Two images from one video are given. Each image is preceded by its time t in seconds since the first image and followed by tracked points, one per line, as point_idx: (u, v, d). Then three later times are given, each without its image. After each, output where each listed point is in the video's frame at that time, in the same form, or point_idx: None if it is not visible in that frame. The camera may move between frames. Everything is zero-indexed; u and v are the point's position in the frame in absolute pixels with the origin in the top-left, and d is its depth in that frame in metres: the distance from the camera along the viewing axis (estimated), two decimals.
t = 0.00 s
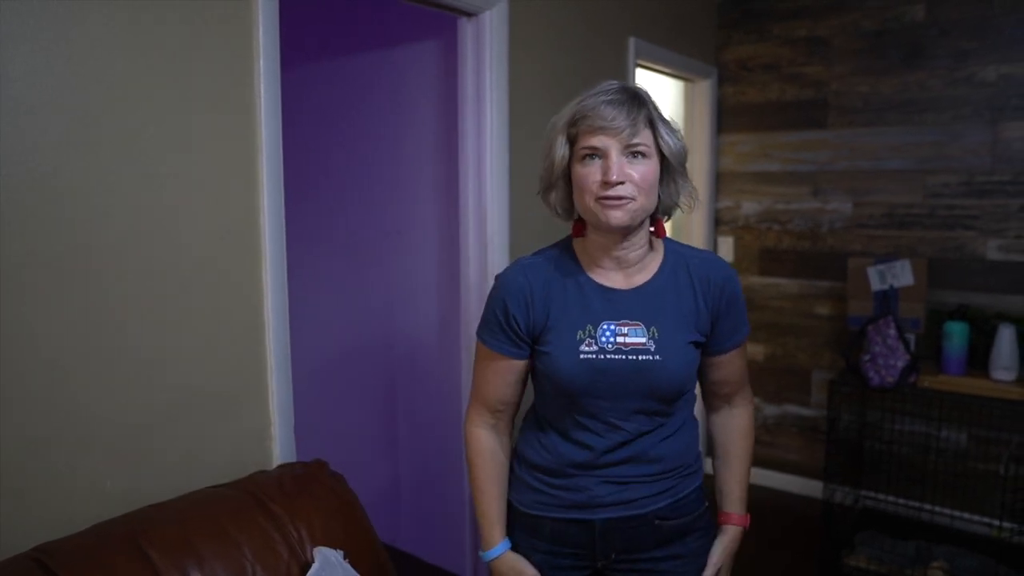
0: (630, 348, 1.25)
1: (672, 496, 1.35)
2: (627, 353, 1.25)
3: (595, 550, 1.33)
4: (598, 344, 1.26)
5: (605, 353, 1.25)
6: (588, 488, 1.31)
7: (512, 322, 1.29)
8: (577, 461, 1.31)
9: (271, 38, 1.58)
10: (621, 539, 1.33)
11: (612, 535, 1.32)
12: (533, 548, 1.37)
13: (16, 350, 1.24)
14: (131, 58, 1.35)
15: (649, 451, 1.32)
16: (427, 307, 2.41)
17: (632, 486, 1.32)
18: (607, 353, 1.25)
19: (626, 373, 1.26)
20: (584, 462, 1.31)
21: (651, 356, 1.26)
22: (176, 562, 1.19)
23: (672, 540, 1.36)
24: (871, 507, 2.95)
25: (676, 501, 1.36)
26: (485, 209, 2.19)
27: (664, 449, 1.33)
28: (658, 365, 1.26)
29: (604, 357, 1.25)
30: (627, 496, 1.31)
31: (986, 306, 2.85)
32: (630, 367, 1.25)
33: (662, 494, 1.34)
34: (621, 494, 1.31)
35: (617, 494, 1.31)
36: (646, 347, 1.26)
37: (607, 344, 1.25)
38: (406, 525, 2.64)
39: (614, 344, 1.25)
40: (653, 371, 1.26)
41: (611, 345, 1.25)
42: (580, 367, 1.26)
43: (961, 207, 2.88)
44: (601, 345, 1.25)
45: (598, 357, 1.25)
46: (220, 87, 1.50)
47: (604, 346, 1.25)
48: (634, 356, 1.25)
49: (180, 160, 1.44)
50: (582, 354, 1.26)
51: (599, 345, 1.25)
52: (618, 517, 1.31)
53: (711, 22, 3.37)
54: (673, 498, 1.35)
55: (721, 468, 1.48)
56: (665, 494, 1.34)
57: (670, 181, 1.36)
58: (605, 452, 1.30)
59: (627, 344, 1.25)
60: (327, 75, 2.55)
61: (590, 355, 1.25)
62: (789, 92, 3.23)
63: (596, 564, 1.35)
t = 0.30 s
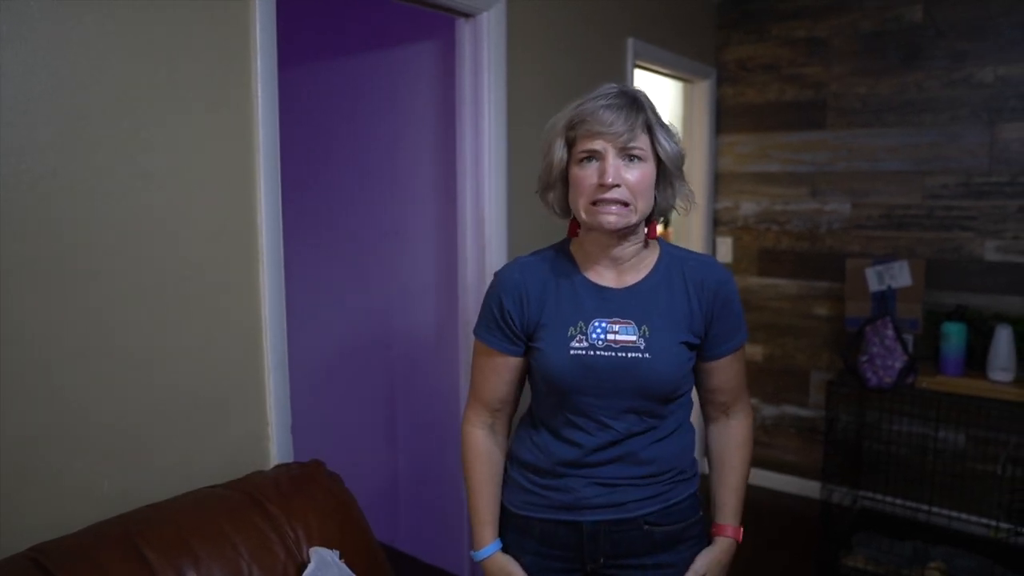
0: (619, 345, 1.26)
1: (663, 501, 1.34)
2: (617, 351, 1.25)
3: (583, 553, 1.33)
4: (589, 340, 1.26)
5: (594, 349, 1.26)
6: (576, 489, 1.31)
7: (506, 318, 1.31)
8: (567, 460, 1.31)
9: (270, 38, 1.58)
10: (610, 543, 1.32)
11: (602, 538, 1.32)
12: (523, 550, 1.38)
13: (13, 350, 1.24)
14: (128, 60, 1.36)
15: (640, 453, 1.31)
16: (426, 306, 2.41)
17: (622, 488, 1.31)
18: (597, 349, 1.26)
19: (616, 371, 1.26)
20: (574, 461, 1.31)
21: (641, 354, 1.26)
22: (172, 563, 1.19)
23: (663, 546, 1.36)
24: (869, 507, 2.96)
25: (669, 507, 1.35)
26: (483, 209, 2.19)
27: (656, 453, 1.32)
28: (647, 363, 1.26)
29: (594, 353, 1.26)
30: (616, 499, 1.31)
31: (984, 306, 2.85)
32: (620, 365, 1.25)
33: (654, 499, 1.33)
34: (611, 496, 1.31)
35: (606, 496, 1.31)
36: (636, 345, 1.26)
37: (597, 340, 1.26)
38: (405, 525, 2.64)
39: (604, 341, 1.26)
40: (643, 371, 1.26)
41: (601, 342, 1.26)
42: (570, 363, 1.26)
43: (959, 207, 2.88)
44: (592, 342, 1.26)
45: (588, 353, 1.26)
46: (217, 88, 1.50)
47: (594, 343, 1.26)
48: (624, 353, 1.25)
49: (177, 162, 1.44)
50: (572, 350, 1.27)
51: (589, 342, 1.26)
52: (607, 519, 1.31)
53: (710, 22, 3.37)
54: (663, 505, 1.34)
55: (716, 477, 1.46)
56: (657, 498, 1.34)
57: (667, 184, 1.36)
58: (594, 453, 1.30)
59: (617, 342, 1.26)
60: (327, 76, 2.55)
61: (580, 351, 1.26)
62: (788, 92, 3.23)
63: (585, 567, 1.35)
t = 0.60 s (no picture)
0: (613, 343, 1.26)
1: (657, 504, 1.34)
2: (611, 348, 1.25)
3: (576, 555, 1.33)
4: (583, 338, 1.27)
5: (588, 347, 1.26)
6: (569, 491, 1.31)
7: (501, 315, 1.32)
8: (562, 459, 1.31)
9: (269, 38, 1.58)
10: (604, 545, 1.32)
11: (596, 539, 1.31)
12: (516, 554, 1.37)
13: (13, 349, 1.24)
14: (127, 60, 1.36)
15: (633, 455, 1.30)
16: (426, 306, 2.41)
17: (615, 490, 1.31)
18: (591, 347, 1.26)
19: (609, 368, 1.25)
20: (569, 460, 1.31)
21: (634, 352, 1.25)
22: (171, 563, 1.19)
23: (658, 550, 1.35)
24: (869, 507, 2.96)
25: (663, 510, 1.34)
26: (483, 209, 2.19)
27: (650, 456, 1.32)
28: (641, 361, 1.25)
29: (587, 351, 1.26)
30: (609, 500, 1.30)
31: (983, 307, 2.85)
32: (614, 362, 1.25)
33: (648, 501, 1.33)
34: (604, 498, 1.30)
35: (599, 497, 1.30)
36: (630, 343, 1.26)
37: (592, 338, 1.26)
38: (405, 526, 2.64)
39: (598, 338, 1.26)
40: (637, 370, 1.25)
41: (595, 339, 1.26)
42: (564, 360, 1.27)
43: (959, 208, 2.88)
44: (586, 339, 1.26)
45: (581, 350, 1.26)
46: (217, 88, 1.50)
47: (588, 340, 1.26)
48: (617, 351, 1.25)
49: (176, 161, 1.44)
50: (567, 347, 1.27)
51: (583, 339, 1.26)
52: (601, 522, 1.31)
53: (710, 22, 3.36)
54: (656, 509, 1.33)
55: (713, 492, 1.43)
56: (651, 501, 1.33)
57: (631, 203, 1.23)
58: (587, 455, 1.30)
59: (611, 340, 1.26)
60: (327, 76, 2.55)
61: (573, 348, 1.26)
62: (787, 93, 3.23)
63: (578, 570, 1.34)
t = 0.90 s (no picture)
0: (567, 368, 1.23)
1: (648, 498, 1.30)
2: (563, 374, 1.22)
3: (569, 545, 1.32)
4: (539, 363, 1.25)
5: (543, 372, 1.24)
6: (559, 483, 1.30)
7: (469, 337, 1.35)
8: (548, 453, 1.32)
9: (270, 38, 1.58)
10: (595, 537, 1.30)
11: (586, 531, 1.30)
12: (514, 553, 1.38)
13: (14, 349, 1.24)
14: (126, 60, 1.35)
15: (612, 457, 1.28)
16: (426, 307, 2.41)
17: (600, 485, 1.29)
18: (546, 373, 1.24)
19: (564, 395, 1.23)
20: (556, 454, 1.30)
21: (586, 378, 1.21)
22: (171, 563, 1.19)
23: (650, 544, 1.31)
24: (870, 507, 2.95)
25: (655, 503, 1.31)
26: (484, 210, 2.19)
27: (635, 453, 1.28)
28: (594, 387, 1.21)
29: (544, 376, 1.24)
30: (597, 493, 1.29)
31: (984, 307, 2.85)
32: (566, 388, 1.23)
33: (639, 494, 1.29)
34: (592, 490, 1.29)
35: (586, 490, 1.29)
36: (582, 368, 1.22)
37: (547, 363, 1.24)
38: (406, 526, 2.64)
39: (553, 364, 1.24)
40: (589, 396, 1.22)
41: (551, 365, 1.24)
42: (523, 384, 1.27)
43: (960, 207, 2.87)
44: (542, 364, 1.25)
45: (538, 375, 1.25)
46: (217, 88, 1.50)
47: (544, 365, 1.24)
48: (570, 377, 1.22)
49: (176, 162, 1.43)
50: (524, 371, 1.26)
51: (539, 364, 1.25)
52: (590, 514, 1.29)
53: (711, 22, 3.36)
54: (647, 501, 1.30)
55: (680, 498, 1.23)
56: (643, 494, 1.30)
57: (558, 236, 1.18)
58: (573, 452, 1.29)
59: (565, 365, 1.23)
60: (326, 76, 2.54)
61: (531, 373, 1.25)
62: (788, 92, 3.23)
63: (574, 560, 1.34)
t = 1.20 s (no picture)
0: (514, 386, 1.27)
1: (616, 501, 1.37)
2: (510, 391, 1.27)
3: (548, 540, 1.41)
4: (492, 378, 1.29)
5: (495, 388, 1.29)
6: (533, 485, 1.38)
7: (442, 343, 1.40)
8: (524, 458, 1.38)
9: (274, 34, 1.57)
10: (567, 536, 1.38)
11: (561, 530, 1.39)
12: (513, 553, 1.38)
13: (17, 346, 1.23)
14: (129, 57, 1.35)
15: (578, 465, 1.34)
16: (429, 306, 2.41)
17: (569, 489, 1.35)
18: (496, 388, 1.29)
19: (515, 409, 1.28)
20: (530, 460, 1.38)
21: (529, 398, 1.26)
22: (176, 562, 1.18)
23: (627, 543, 1.37)
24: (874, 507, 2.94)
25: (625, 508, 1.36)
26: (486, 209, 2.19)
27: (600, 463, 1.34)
28: (537, 405, 1.26)
29: (495, 391, 1.29)
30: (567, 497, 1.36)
31: (987, 306, 2.84)
32: (516, 404, 1.27)
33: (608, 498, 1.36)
34: (563, 494, 1.36)
35: (557, 493, 1.36)
36: (526, 387, 1.26)
37: (498, 379, 1.28)
38: (407, 526, 2.63)
39: (503, 380, 1.28)
40: (535, 412, 1.27)
41: (501, 381, 1.28)
42: (480, 397, 1.32)
43: (963, 206, 2.87)
44: (494, 380, 1.29)
45: (490, 390, 1.29)
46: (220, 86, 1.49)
47: (495, 381, 1.29)
48: (516, 395, 1.27)
49: (178, 159, 1.43)
50: (479, 385, 1.31)
51: (491, 379, 1.29)
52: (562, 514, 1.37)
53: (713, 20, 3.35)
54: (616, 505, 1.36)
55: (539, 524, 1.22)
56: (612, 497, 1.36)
57: (503, 251, 1.17)
58: (550, 459, 1.35)
59: (512, 382, 1.27)
60: (329, 74, 2.53)
61: (484, 388, 1.30)
62: (791, 91, 3.22)
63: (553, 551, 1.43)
